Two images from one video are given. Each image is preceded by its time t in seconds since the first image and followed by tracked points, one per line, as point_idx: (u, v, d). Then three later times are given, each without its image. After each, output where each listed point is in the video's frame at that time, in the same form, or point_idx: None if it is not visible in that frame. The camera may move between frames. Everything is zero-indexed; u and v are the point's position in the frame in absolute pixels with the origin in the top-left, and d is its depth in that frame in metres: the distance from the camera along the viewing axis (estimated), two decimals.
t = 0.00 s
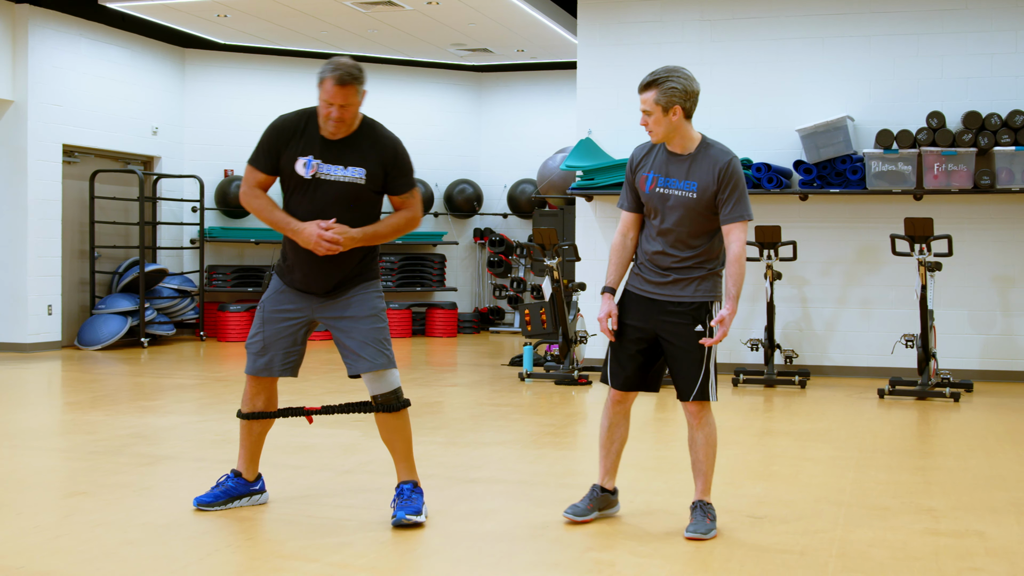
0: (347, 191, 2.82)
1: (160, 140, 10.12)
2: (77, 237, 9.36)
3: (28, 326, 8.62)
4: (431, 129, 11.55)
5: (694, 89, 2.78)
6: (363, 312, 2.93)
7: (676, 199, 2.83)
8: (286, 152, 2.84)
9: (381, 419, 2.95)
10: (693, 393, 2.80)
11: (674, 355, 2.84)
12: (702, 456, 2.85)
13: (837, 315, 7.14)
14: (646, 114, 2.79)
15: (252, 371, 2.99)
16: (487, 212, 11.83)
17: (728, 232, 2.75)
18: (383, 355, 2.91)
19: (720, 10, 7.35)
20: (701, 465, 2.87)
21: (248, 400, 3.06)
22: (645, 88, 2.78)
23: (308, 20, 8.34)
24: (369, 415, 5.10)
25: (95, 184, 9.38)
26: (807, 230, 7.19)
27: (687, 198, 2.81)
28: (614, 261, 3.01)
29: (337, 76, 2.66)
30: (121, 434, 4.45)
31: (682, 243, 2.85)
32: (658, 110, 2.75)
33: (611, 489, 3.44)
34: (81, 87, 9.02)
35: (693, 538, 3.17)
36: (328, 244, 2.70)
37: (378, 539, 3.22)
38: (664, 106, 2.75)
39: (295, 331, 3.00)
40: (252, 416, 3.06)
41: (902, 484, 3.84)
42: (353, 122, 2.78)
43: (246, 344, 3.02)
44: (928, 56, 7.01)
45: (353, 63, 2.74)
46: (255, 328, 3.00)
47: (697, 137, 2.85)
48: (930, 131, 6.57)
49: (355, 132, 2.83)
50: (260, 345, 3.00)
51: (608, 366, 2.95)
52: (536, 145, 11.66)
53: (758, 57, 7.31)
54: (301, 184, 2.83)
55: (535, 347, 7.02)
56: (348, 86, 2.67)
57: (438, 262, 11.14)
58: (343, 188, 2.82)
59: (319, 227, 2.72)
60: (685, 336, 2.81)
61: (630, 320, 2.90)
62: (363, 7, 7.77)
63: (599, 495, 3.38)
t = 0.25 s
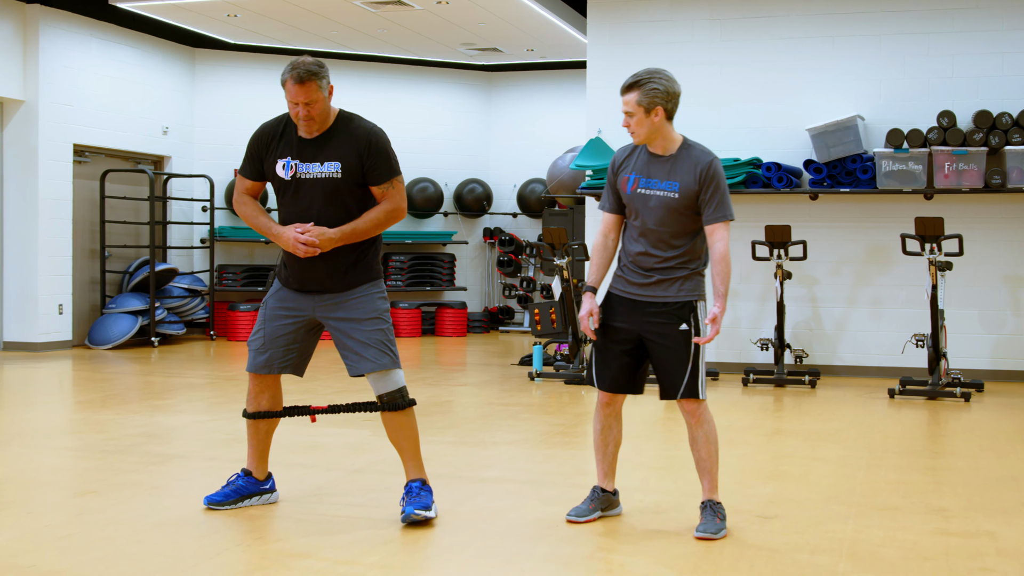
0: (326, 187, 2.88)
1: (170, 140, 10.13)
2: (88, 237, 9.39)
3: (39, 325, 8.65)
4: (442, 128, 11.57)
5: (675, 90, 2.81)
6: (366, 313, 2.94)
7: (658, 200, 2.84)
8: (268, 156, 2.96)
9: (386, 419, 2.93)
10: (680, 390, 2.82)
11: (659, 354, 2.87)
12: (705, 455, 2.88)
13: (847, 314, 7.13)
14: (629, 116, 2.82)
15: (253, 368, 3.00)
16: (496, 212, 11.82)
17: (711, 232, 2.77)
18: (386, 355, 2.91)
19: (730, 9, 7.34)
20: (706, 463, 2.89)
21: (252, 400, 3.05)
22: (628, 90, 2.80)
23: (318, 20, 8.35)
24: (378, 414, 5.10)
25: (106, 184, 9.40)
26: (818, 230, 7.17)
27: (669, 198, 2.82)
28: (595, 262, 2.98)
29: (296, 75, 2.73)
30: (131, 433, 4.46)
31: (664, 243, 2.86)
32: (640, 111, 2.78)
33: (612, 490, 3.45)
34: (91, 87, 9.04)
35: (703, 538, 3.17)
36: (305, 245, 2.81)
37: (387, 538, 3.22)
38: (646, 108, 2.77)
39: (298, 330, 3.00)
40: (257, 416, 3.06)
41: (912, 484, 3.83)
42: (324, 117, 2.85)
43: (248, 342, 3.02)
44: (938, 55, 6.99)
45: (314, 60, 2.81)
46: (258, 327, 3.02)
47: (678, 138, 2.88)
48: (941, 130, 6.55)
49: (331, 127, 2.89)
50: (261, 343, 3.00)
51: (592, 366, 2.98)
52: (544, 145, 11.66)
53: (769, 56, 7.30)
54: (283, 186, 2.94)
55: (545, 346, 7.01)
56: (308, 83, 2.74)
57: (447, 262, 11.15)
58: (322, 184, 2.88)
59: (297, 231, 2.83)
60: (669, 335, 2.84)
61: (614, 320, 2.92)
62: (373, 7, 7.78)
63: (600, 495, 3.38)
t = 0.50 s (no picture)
0: (324, 203, 2.88)
1: (182, 139, 10.15)
2: (99, 237, 9.42)
3: (50, 324, 8.67)
4: (454, 127, 11.58)
5: (649, 92, 2.91)
6: (379, 314, 2.93)
7: (634, 199, 2.94)
8: (274, 176, 3.00)
9: (401, 417, 2.94)
10: (664, 389, 2.91)
11: (640, 353, 2.95)
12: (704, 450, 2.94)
13: (858, 314, 7.11)
14: (605, 118, 2.92)
15: (257, 367, 3.01)
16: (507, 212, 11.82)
17: (685, 232, 2.86)
18: (399, 355, 2.91)
19: (741, 9, 7.34)
20: (708, 461, 2.95)
21: (260, 401, 3.05)
22: (602, 93, 2.90)
23: (328, 20, 8.36)
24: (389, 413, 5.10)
25: (117, 183, 9.43)
26: (829, 229, 7.16)
27: (644, 198, 2.93)
28: (574, 260, 3.11)
29: (279, 93, 2.71)
30: (143, 432, 4.47)
31: (642, 243, 2.95)
32: (616, 113, 2.88)
33: (624, 490, 3.45)
34: (102, 87, 9.06)
35: (716, 538, 3.16)
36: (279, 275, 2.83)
37: (399, 538, 3.22)
38: (620, 109, 2.87)
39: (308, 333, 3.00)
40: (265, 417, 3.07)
41: (924, 484, 3.82)
42: (315, 132, 2.84)
43: (258, 340, 3.02)
44: (950, 55, 6.98)
45: (298, 76, 2.79)
46: (266, 331, 3.01)
47: (655, 139, 2.97)
48: (953, 130, 6.51)
49: (325, 143, 2.88)
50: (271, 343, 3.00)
51: (579, 364, 3.08)
52: (553, 145, 11.66)
53: (780, 55, 7.28)
54: (290, 205, 2.97)
55: (556, 346, 7.01)
56: (291, 100, 2.72)
57: (458, 262, 11.16)
58: (319, 200, 2.88)
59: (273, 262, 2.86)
60: (651, 335, 2.93)
61: (596, 319, 3.01)
62: (383, 7, 7.79)
63: (611, 496, 3.39)
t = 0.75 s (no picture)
0: (306, 209, 2.88)
1: (193, 139, 10.14)
2: (111, 236, 9.44)
3: (62, 324, 8.69)
4: (465, 127, 11.59)
5: (639, 90, 2.90)
6: (376, 315, 2.94)
7: (626, 197, 2.95)
8: (249, 193, 3.00)
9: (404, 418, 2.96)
10: (658, 386, 2.93)
11: (637, 351, 2.98)
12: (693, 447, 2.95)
13: (869, 314, 7.10)
14: (596, 118, 2.91)
15: (255, 367, 3.00)
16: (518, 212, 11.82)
17: (675, 228, 2.86)
18: (397, 356, 2.92)
19: (751, 8, 7.33)
20: (698, 457, 2.96)
21: (258, 404, 3.06)
22: (592, 93, 2.90)
23: (339, 20, 8.36)
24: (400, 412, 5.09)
25: (128, 183, 9.45)
26: (840, 229, 7.15)
27: (636, 195, 2.93)
28: (571, 260, 3.13)
29: (242, 107, 2.76)
30: (154, 431, 4.48)
31: (636, 239, 2.96)
32: (606, 113, 2.88)
33: (635, 490, 3.44)
34: (113, 87, 9.09)
35: (723, 533, 3.16)
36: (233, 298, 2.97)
37: (409, 538, 3.22)
38: (611, 108, 2.87)
39: (306, 332, 3.01)
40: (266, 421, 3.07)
41: (935, 485, 3.81)
42: (285, 141, 2.86)
43: (253, 342, 3.02)
44: (962, 54, 6.96)
45: (261, 90, 2.84)
46: (262, 332, 3.01)
47: (647, 136, 2.96)
48: (965, 129, 6.46)
49: (293, 152, 2.89)
50: (267, 345, 3.00)
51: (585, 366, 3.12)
52: (561, 144, 11.66)
53: (791, 54, 7.27)
54: (270, 220, 2.97)
55: (567, 345, 7.01)
56: (255, 111, 2.76)
57: (469, 261, 11.16)
58: (301, 207, 2.88)
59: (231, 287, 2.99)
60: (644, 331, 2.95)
61: (594, 318, 3.06)
62: (393, 7, 7.80)
63: (621, 495, 3.39)
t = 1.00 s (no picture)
0: (292, 178, 2.93)
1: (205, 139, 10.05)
2: (123, 237, 9.47)
3: (74, 324, 8.73)
4: (473, 126, 11.58)
5: (643, 87, 2.89)
6: (360, 287, 2.96)
7: (634, 193, 2.94)
8: (233, 176, 3.04)
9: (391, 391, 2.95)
10: (666, 383, 2.92)
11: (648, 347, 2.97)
12: (679, 446, 2.97)
13: (882, 313, 7.08)
14: (600, 116, 2.91)
15: (268, 364, 3.04)
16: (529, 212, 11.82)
17: (683, 222, 2.84)
18: (379, 326, 2.92)
19: (763, 7, 7.32)
20: (679, 455, 2.98)
21: (271, 397, 3.08)
22: (597, 91, 2.90)
23: (350, 20, 8.37)
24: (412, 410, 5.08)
25: (140, 184, 9.47)
26: (852, 229, 7.14)
27: (644, 191, 2.92)
28: (583, 261, 3.13)
29: (219, 85, 2.82)
30: (167, 431, 4.49)
31: (645, 236, 2.96)
32: (610, 110, 2.87)
33: (647, 490, 3.44)
34: (125, 88, 9.11)
35: (676, 530, 3.21)
36: (230, 295, 2.98)
37: (421, 538, 3.22)
38: (615, 106, 2.86)
39: (302, 318, 3.04)
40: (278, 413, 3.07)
41: (948, 485, 3.80)
42: (262, 118, 2.92)
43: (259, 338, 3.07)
44: (974, 53, 6.95)
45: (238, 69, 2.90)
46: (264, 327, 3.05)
47: (653, 133, 2.95)
48: (977, 128, 6.48)
49: (276, 125, 2.97)
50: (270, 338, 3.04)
51: (600, 367, 3.11)
52: (572, 144, 11.65)
53: (804, 53, 7.26)
54: (256, 196, 3.00)
55: (578, 345, 7.01)
56: (232, 89, 2.82)
57: (480, 261, 11.16)
58: (287, 175, 2.93)
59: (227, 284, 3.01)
60: (653, 326, 2.94)
61: (606, 318, 3.06)
62: (405, 7, 7.81)
63: (633, 495, 3.38)
